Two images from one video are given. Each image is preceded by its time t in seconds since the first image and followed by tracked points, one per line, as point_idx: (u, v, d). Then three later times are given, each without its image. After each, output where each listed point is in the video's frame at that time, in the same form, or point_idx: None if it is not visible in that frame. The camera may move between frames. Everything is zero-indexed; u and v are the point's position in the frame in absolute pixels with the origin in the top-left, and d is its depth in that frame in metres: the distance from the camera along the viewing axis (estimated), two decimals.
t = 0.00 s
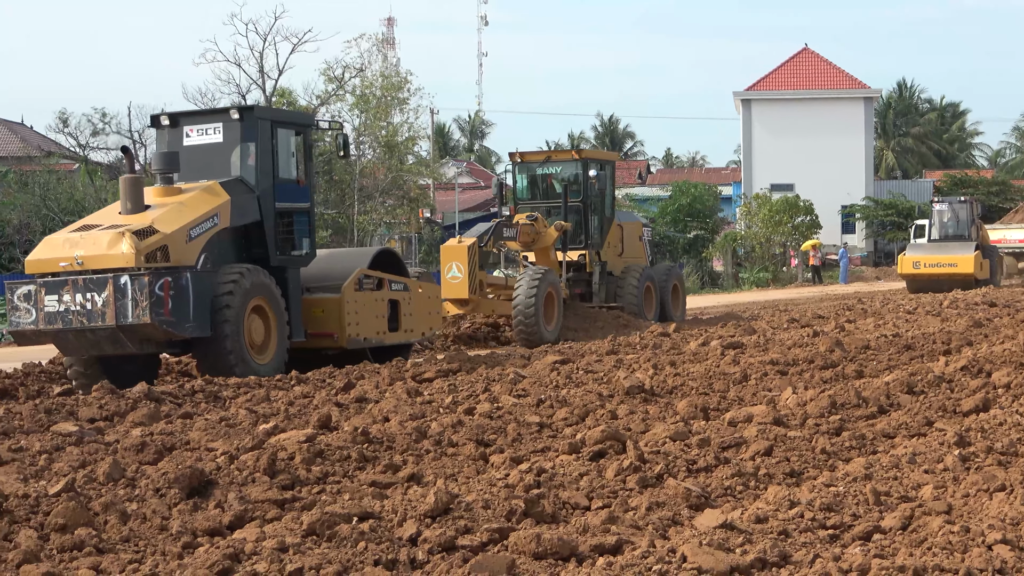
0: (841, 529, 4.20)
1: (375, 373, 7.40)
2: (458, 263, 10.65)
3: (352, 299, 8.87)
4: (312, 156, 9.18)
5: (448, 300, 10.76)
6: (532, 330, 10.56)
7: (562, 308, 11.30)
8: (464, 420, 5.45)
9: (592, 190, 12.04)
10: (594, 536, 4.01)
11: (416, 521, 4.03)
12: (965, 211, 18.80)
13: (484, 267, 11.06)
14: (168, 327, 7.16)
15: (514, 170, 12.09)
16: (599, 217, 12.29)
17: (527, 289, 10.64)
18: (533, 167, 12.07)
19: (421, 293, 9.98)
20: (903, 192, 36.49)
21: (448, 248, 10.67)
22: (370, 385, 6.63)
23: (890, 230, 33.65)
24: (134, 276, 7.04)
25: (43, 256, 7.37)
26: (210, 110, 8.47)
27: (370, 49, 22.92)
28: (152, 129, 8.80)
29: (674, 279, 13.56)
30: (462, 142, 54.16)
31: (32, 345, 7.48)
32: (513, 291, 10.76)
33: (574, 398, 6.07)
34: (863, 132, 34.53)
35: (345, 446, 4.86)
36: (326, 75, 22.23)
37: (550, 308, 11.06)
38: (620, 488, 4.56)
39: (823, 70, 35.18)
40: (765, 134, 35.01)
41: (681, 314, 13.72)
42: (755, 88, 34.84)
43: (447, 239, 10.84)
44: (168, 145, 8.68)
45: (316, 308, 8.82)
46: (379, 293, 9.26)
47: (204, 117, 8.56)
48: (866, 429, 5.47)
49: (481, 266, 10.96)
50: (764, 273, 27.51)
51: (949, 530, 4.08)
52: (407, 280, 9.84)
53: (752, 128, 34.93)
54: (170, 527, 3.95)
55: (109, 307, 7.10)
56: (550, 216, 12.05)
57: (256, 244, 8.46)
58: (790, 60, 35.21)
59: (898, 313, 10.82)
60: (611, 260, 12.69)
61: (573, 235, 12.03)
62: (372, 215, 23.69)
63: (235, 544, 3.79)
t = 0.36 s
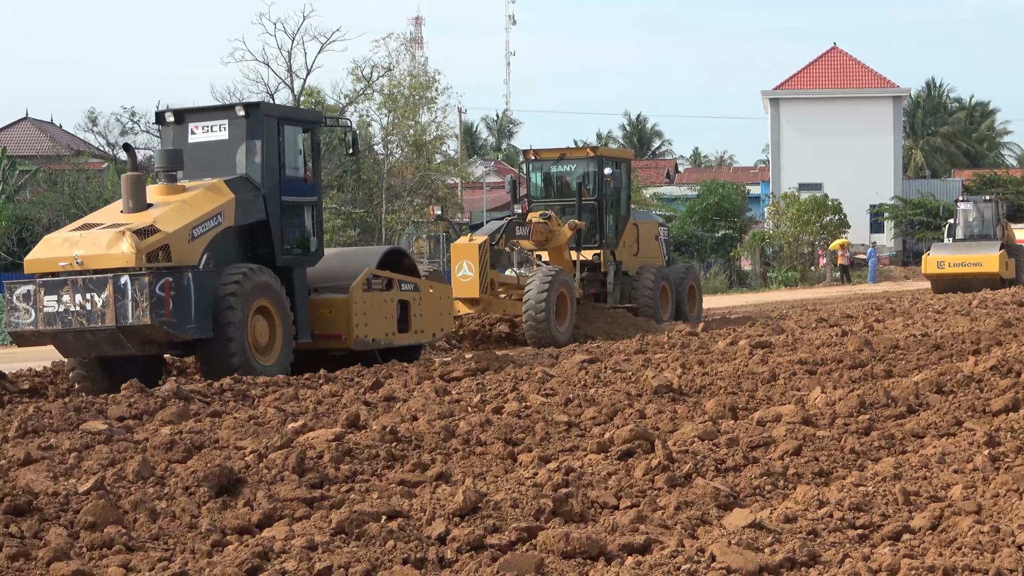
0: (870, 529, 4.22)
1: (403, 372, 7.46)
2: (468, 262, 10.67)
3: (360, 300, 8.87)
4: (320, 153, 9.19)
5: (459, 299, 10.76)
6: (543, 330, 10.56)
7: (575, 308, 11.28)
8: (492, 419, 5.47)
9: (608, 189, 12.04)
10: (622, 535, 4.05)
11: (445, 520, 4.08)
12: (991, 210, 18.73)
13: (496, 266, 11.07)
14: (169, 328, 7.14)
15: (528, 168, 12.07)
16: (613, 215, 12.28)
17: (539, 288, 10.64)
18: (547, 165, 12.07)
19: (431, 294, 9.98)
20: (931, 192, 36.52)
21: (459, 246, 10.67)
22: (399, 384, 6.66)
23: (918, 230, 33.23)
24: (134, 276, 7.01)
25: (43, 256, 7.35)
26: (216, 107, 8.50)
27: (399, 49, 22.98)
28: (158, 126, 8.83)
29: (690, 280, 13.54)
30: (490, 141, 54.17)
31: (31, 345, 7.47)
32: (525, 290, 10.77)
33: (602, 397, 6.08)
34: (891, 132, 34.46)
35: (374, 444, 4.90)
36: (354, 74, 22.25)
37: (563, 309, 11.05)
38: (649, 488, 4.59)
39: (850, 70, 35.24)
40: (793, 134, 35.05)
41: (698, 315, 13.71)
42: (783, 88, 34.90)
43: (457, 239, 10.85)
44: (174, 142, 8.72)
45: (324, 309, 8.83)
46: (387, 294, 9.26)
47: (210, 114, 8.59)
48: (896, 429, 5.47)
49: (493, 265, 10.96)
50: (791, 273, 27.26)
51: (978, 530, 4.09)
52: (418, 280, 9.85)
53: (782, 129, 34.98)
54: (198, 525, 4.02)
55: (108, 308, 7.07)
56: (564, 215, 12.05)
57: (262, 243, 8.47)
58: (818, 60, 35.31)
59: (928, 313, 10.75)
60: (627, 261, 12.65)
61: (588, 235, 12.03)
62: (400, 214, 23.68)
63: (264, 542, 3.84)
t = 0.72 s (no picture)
0: (910, 528, 4.22)
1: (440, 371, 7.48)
2: (485, 263, 10.69)
3: (376, 300, 8.86)
4: (333, 150, 9.20)
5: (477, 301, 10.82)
6: (560, 327, 10.54)
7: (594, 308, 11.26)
8: (530, 418, 5.51)
9: (629, 186, 11.99)
10: (661, 534, 4.08)
11: (483, 519, 4.12)
12: None
13: (514, 267, 11.09)
14: (177, 329, 7.09)
15: (548, 167, 12.16)
16: (636, 213, 12.23)
17: (557, 287, 10.63)
18: (567, 163, 12.12)
19: (450, 293, 9.99)
20: (968, 189, 37.11)
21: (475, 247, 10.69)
22: (437, 382, 6.71)
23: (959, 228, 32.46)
24: (141, 276, 6.97)
25: (49, 257, 7.35)
26: (227, 105, 8.52)
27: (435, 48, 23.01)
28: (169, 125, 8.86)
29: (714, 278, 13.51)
30: (527, 140, 54.27)
31: (38, 348, 7.42)
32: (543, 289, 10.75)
33: (640, 396, 6.10)
34: (929, 130, 35.12)
35: (412, 443, 4.96)
36: (391, 74, 22.16)
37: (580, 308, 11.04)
38: (688, 487, 4.62)
39: (887, 68, 35.83)
40: (831, 132, 35.69)
41: (723, 314, 13.70)
42: (821, 86, 35.53)
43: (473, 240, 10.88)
44: (185, 141, 8.76)
45: (340, 309, 8.83)
46: (404, 293, 9.27)
47: (221, 112, 8.62)
48: (935, 427, 5.46)
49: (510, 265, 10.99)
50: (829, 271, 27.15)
51: (1018, 529, 4.08)
52: (436, 279, 9.86)
53: (819, 128, 35.59)
54: (237, 524, 4.09)
55: (117, 309, 7.02)
56: (584, 213, 12.14)
57: (274, 243, 8.49)
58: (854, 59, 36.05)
59: (967, 311, 10.65)
60: (650, 259, 12.62)
61: (609, 233, 12.03)
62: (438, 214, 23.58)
63: (303, 541, 3.89)
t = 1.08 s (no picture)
0: (943, 526, 4.21)
1: (472, 369, 7.53)
2: (499, 261, 10.71)
3: (385, 298, 8.85)
4: (342, 147, 9.19)
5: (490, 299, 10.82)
6: (576, 332, 10.53)
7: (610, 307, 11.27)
8: (560, 416, 5.55)
9: (647, 184, 12.05)
10: (693, 532, 4.09)
11: (515, 517, 4.14)
12: None
13: (530, 265, 11.06)
14: (178, 330, 7.07)
15: (566, 163, 12.09)
16: (653, 212, 12.31)
17: (571, 288, 10.63)
18: (585, 160, 12.10)
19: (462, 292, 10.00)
20: (1000, 186, 37.18)
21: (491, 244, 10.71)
22: (467, 381, 6.77)
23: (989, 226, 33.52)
24: (142, 276, 6.94)
25: (48, 257, 7.34)
26: (233, 102, 8.52)
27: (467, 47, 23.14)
28: (175, 121, 8.87)
29: (734, 277, 13.49)
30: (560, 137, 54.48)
31: (38, 348, 7.43)
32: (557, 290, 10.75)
33: (671, 394, 6.13)
34: (960, 128, 34.97)
35: (443, 442, 5.01)
36: (422, 73, 22.22)
37: (597, 308, 11.04)
38: (719, 485, 4.62)
39: (918, 65, 35.81)
40: (864, 129, 35.55)
41: (743, 314, 13.70)
42: (852, 83, 35.38)
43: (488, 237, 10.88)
44: (191, 137, 8.78)
45: (348, 308, 8.83)
46: (413, 292, 9.26)
47: (227, 108, 8.62)
48: (967, 425, 5.45)
49: (525, 263, 10.97)
50: (861, 269, 27.39)
51: None
52: (447, 277, 9.85)
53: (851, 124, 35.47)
54: (269, 523, 4.10)
55: (116, 309, 7.01)
56: (602, 211, 12.08)
57: (281, 241, 8.48)
58: (885, 57, 36.10)
59: (999, 309, 10.60)
60: (668, 258, 12.67)
61: (627, 231, 12.07)
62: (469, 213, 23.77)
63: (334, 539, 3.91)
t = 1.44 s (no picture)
0: (976, 524, 4.21)
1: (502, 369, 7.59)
2: (510, 261, 10.71)
3: (393, 296, 8.83)
4: (352, 143, 9.20)
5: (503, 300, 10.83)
6: (589, 330, 10.55)
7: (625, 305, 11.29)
8: (593, 414, 5.61)
9: (665, 180, 12.02)
10: (725, 530, 4.11)
11: (547, 514, 4.17)
12: None
13: (542, 264, 11.07)
14: (183, 329, 7.07)
15: (583, 160, 12.15)
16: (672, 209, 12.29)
17: (585, 285, 10.62)
18: (602, 156, 12.13)
19: (474, 290, 10.01)
20: None
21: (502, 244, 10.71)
22: (499, 378, 6.84)
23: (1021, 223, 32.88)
24: (146, 275, 6.94)
25: (51, 253, 7.36)
26: (241, 96, 8.55)
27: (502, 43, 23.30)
28: (183, 117, 8.91)
29: (756, 276, 13.55)
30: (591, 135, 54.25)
31: (41, 346, 7.47)
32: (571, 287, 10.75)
33: (704, 392, 6.16)
34: (994, 126, 34.88)
35: (475, 439, 5.06)
36: (456, 70, 22.38)
37: (612, 306, 11.05)
38: (751, 483, 4.64)
39: (951, 63, 35.88)
40: (898, 128, 35.66)
41: (764, 312, 13.70)
42: (885, 81, 35.66)
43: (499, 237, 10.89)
44: (198, 131, 8.82)
45: (356, 306, 8.81)
46: (423, 290, 9.25)
47: (235, 103, 8.65)
48: (1001, 424, 5.42)
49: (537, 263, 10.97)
50: (895, 267, 27.76)
51: None
52: (459, 275, 9.87)
53: (884, 121, 35.66)
54: (303, 519, 4.18)
55: (119, 308, 7.00)
56: (619, 207, 12.14)
57: (289, 238, 8.49)
58: (921, 54, 36.21)
59: None
60: (687, 256, 12.66)
61: (644, 229, 12.08)
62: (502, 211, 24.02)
63: (367, 536, 3.95)
